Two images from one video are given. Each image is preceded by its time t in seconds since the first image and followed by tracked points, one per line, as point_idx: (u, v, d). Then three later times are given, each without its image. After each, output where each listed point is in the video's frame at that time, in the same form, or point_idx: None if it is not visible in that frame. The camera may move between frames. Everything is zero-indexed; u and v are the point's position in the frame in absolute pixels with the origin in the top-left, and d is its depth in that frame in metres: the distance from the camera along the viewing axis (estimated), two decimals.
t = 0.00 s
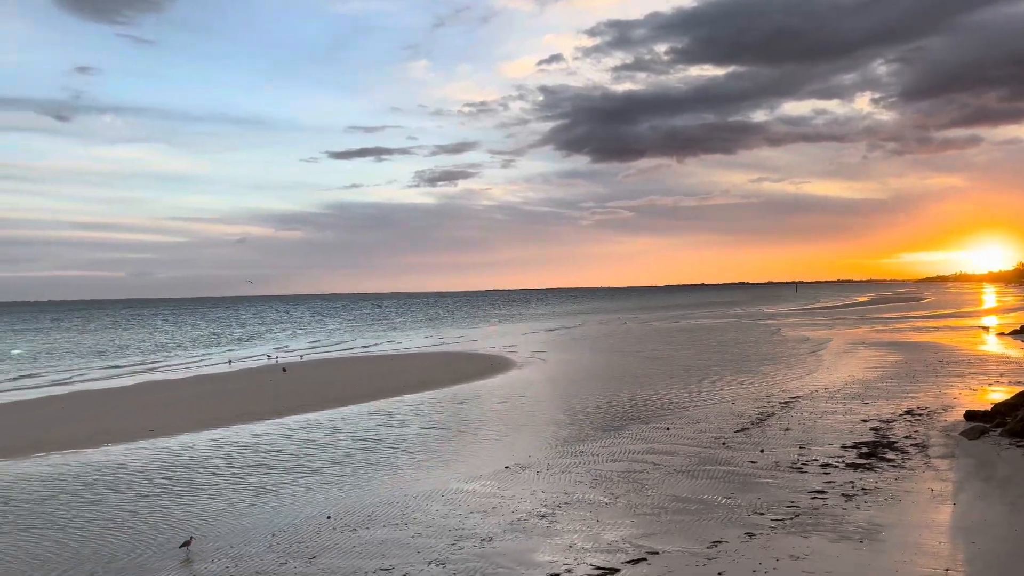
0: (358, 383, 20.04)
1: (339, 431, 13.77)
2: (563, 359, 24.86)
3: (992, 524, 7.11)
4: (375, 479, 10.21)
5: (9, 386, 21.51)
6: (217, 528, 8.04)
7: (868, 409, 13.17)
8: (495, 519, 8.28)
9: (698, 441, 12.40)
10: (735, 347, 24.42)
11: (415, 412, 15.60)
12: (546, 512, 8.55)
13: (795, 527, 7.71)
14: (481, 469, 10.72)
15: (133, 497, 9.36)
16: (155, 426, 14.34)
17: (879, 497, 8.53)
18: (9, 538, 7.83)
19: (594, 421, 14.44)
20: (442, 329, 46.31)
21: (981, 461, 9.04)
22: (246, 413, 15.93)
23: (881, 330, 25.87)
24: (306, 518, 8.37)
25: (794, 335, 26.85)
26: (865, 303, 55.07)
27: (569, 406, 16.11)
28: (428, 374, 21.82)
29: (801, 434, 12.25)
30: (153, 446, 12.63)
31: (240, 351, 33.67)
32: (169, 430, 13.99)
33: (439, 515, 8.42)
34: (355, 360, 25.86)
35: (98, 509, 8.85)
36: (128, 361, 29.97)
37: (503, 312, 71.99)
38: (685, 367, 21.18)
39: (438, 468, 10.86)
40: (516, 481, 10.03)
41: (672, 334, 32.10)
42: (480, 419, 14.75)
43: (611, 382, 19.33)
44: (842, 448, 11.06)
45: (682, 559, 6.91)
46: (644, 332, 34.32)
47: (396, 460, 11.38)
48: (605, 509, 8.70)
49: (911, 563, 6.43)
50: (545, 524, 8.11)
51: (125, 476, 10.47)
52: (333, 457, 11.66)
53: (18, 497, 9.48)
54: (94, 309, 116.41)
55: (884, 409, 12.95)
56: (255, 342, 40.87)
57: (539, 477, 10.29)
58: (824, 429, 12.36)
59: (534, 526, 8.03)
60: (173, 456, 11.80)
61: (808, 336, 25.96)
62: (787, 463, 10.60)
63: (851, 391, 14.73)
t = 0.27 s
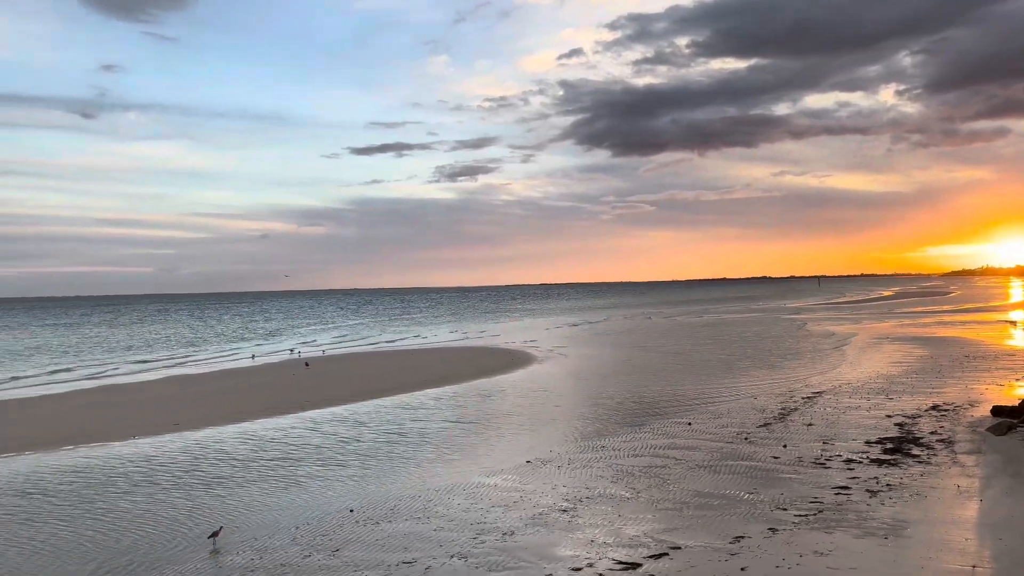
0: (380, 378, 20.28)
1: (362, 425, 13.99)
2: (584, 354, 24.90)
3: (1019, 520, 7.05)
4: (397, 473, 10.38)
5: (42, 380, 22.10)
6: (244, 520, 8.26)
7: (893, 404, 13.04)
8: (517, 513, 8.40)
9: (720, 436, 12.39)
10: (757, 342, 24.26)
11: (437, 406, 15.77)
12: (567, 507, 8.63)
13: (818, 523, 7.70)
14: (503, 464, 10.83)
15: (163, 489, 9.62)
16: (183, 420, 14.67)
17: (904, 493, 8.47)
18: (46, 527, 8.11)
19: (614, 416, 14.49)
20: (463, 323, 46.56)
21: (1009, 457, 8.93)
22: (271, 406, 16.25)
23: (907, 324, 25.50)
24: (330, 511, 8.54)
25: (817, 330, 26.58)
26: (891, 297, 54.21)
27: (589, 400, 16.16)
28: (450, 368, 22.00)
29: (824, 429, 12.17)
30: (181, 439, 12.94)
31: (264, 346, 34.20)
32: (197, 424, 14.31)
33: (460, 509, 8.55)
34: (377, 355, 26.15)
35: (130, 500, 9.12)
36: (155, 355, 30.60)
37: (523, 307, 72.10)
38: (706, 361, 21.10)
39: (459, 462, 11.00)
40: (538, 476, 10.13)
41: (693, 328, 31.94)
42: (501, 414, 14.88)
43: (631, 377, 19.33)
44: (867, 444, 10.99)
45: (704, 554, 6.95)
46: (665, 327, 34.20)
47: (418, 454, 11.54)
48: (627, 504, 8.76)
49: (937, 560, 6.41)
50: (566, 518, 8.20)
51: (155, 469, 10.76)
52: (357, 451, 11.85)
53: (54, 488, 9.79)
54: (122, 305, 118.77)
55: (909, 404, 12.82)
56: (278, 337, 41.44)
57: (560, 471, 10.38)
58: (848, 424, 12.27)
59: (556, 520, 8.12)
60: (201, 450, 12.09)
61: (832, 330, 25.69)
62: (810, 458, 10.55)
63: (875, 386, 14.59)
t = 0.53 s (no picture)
0: (399, 373, 20.48)
1: (384, 420, 14.17)
2: (602, 349, 24.90)
3: None
4: (417, 467, 10.52)
5: (70, 375, 22.60)
6: (267, 514, 8.44)
7: (916, 398, 12.91)
8: (537, 507, 8.48)
9: (740, 431, 12.36)
10: (777, 336, 24.09)
11: (456, 401, 15.93)
12: (587, 501, 8.70)
13: (841, 518, 7.69)
14: (522, 458, 10.92)
15: (190, 483, 9.85)
16: (207, 415, 14.95)
17: (928, 488, 8.41)
18: (78, 519, 8.34)
19: (633, 411, 14.51)
20: (481, 319, 46.74)
21: None
22: (293, 401, 16.51)
23: (930, 319, 25.14)
24: (351, 506, 8.68)
25: (838, 324, 26.32)
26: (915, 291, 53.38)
27: (608, 395, 16.20)
28: (469, 363, 22.14)
29: (846, 424, 12.10)
30: (206, 434, 13.20)
31: (285, 341, 34.63)
32: (221, 419, 14.58)
33: (480, 504, 8.65)
34: (397, 350, 26.40)
35: (158, 493, 9.35)
36: (180, 351, 31.13)
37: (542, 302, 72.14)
38: (725, 356, 21.01)
39: (478, 456, 11.10)
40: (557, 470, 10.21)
41: (712, 323, 31.76)
42: (520, 408, 14.98)
43: (650, 371, 19.32)
44: (889, 439, 10.90)
45: (726, 550, 6.98)
46: (684, 321, 34.06)
47: (437, 448, 11.69)
48: (647, 499, 8.81)
49: (962, 556, 6.38)
50: (586, 513, 8.28)
51: (182, 463, 11.01)
52: (377, 445, 12.01)
53: (85, 481, 10.06)
54: (147, 301, 120.78)
55: (933, 399, 12.68)
56: (298, 332, 41.91)
57: (580, 466, 10.45)
58: (870, 419, 12.17)
59: (576, 515, 8.19)
60: (225, 444, 12.33)
61: (853, 325, 25.43)
62: (831, 454, 10.50)
63: (897, 380, 14.44)
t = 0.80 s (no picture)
0: (418, 367, 20.69)
1: (404, 414, 14.37)
2: (620, 343, 24.92)
3: None
4: (437, 461, 10.68)
5: (98, 370, 23.11)
6: (291, 507, 8.64)
7: (938, 393, 12.79)
8: (556, 502, 8.58)
9: (760, 426, 12.35)
10: (797, 331, 23.93)
11: (475, 396, 16.09)
12: (606, 496, 8.79)
13: (863, 514, 7.69)
14: (541, 453, 11.03)
15: (216, 476, 10.08)
16: (231, 410, 15.25)
17: (951, 484, 8.38)
18: (109, 511, 8.59)
19: (652, 405, 14.55)
20: (499, 313, 46.92)
21: None
22: (315, 396, 16.80)
23: (954, 312, 24.80)
24: (371, 500, 8.84)
25: (859, 318, 26.06)
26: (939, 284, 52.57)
27: (626, 390, 16.25)
28: (488, 358, 22.30)
29: (867, 419, 12.04)
30: (230, 428, 13.47)
31: (305, 336, 35.07)
32: (244, 413, 14.86)
33: (499, 498, 8.78)
34: (416, 345, 26.65)
35: (185, 486, 9.59)
36: (203, 346, 31.67)
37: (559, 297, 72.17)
38: (744, 351, 20.93)
39: (497, 451, 11.24)
40: (576, 465, 10.30)
41: (731, 317, 31.60)
42: (539, 403, 15.09)
43: (669, 366, 19.32)
44: (911, 434, 10.84)
45: (746, 545, 7.03)
46: (703, 316, 33.93)
47: (457, 442, 11.85)
48: (667, 493, 8.87)
49: (986, 552, 6.37)
50: (606, 507, 8.36)
51: (207, 457, 11.26)
52: (397, 440, 12.19)
53: (115, 474, 10.34)
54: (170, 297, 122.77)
55: (956, 394, 12.56)
56: (318, 327, 42.36)
57: (599, 461, 10.52)
58: (892, 414, 12.10)
59: (595, 510, 8.29)
60: (249, 438, 12.58)
61: (875, 319, 25.17)
62: (853, 448, 10.47)
63: (920, 375, 14.32)
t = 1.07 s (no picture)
0: (436, 363, 20.88)
1: (423, 409, 14.54)
2: (637, 339, 24.88)
3: None
4: (456, 457, 10.81)
5: (123, 366, 23.59)
6: (313, 501, 8.81)
7: (961, 389, 12.66)
8: (575, 498, 8.66)
9: (780, 422, 12.31)
10: (817, 326, 23.74)
11: (493, 391, 16.22)
12: (625, 492, 8.84)
13: (885, 511, 7.67)
14: (560, 448, 11.12)
15: (239, 471, 10.29)
16: (252, 405, 15.54)
17: (975, 481, 8.32)
18: (136, 505, 8.82)
19: (670, 401, 14.56)
20: (516, 309, 47.04)
21: None
22: (335, 391, 17.04)
23: (978, 307, 24.43)
24: (390, 495, 8.98)
25: (881, 313, 25.77)
26: (963, 279, 51.73)
27: (644, 386, 16.28)
28: (505, 354, 22.42)
29: (889, 415, 11.95)
30: (253, 423, 13.73)
31: (325, 332, 35.47)
32: (265, 408, 15.13)
33: (517, 494, 8.87)
34: (434, 341, 26.86)
35: (209, 481, 9.81)
36: (225, 342, 32.18)
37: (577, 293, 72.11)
38: (763, 346, 20.83)
39: (516, 446, 11.34)
40: (594, 461, 10.37)
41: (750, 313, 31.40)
42: (556, 399, 15.18)
43: (686, 362, 19.30)
44: (934, 430, 10.75)
45: (766, 541, 7.05)
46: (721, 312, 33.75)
47: (475, 438, 11.97)
48: (686, 490, 8.91)
49: (1010, 550, 6.34)
50: (625, 503, 8.42)
51: (231, 452, 11.49)
52: (416, 435, 12.34)
53: (141, 468, 10.60)
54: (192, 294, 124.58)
55: (979, 390, 12.43)
56: (337, 323, 42.78)
57: (618, 457, 10.58)
58: (914, 410, 12.00)
59: (614, 506, 8.35)
60: (271, 433, 12.80)
61: (897, 314, 24.87)
62: (874, 445, 10.41)
63: (942, 371, 14.17)
